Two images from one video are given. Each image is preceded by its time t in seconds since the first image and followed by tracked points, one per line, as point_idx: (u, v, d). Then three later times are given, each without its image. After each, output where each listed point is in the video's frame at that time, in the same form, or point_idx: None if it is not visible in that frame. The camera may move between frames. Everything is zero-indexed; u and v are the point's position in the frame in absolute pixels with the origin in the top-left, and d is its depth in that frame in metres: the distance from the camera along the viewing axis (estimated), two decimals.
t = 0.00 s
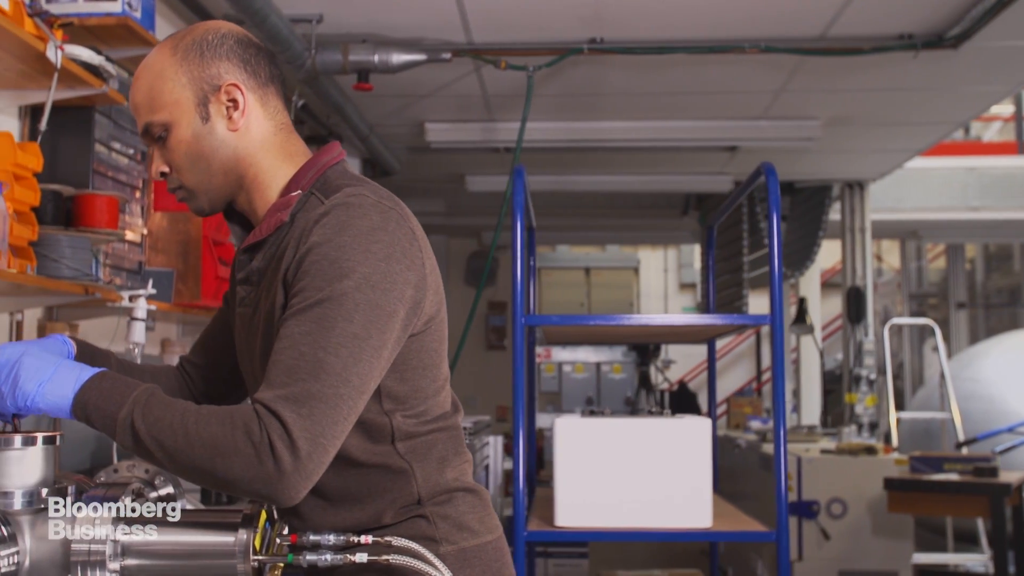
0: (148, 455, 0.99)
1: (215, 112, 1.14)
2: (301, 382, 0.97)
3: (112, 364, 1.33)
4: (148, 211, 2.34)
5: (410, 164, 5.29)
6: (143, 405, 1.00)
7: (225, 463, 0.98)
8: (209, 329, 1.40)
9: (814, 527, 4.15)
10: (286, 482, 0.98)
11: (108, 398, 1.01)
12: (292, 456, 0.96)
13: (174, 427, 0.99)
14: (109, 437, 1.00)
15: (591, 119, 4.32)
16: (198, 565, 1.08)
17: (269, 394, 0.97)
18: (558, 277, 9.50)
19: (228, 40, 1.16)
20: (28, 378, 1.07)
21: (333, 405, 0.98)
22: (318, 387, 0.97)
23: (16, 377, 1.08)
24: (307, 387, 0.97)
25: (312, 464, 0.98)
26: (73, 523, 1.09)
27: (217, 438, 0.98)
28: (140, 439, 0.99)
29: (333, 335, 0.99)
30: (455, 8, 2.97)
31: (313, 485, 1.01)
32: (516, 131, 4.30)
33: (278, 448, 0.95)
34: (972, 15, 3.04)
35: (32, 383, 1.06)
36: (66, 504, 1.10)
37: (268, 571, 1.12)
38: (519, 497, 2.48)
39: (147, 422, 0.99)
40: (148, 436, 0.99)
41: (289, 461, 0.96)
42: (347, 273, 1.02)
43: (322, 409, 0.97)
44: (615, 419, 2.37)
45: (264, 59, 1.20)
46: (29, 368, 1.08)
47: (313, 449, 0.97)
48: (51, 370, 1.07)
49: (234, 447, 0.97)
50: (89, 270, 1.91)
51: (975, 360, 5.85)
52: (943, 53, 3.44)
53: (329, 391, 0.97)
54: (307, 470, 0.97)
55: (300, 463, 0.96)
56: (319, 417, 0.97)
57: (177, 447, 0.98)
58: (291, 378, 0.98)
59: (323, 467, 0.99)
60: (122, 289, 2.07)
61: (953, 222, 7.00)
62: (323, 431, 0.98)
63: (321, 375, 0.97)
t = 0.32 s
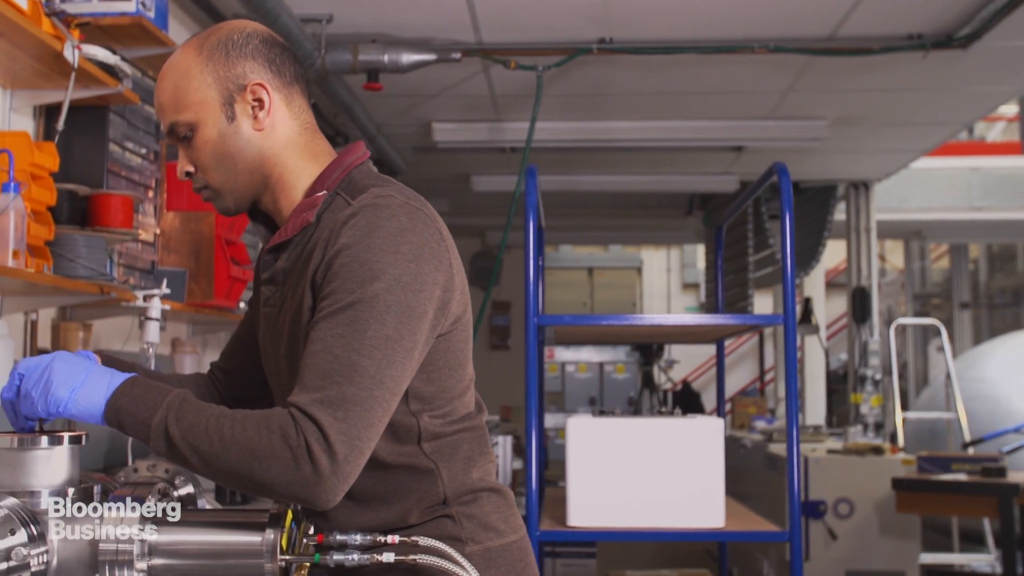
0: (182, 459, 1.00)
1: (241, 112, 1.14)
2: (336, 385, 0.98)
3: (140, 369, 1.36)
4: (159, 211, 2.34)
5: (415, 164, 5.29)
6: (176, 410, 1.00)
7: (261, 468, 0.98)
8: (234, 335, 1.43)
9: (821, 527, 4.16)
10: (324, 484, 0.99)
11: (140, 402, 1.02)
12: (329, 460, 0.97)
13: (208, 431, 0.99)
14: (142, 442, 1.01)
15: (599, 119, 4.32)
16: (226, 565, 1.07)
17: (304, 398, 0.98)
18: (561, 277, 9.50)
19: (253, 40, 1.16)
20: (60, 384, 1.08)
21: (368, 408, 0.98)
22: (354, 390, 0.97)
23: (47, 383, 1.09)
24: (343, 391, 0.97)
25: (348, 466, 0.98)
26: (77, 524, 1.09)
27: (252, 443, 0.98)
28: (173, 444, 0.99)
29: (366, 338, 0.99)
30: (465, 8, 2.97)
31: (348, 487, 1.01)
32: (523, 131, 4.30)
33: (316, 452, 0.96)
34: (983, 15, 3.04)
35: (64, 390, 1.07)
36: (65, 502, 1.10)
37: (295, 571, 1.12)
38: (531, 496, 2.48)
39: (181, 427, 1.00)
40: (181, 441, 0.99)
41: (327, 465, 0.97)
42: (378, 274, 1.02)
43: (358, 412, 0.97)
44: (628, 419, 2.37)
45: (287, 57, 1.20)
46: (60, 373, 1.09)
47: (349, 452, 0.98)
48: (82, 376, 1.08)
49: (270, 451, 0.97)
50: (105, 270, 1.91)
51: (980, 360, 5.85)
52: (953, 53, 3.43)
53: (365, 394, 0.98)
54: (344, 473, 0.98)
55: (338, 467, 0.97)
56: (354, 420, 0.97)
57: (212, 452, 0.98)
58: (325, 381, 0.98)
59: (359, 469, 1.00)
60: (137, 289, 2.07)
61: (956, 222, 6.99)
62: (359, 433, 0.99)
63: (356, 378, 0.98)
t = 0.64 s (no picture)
0: (206, 447, 0.99)
1: (267, 110, 1.17)
2: (360, 383, 0.97)
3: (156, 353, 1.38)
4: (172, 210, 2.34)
5: (422, 164, 5.29)
6: (203, 396, 1.00)
7: (285, 461, 0.98)
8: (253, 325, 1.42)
9: (828, 527, 4.15)
10: (345, 482, 0.98)
11: (169, 388, 1.02)
12: (352, 458, 0.96)
13: (234, 420, 0.99)
14: (168, 426, 1.01)
15: (606, 119, 4.32)
16: (252, 564, 1.07)
17: (328, 394, 0.97)
18: (564, 277, 9.51)
19: (279, 39, 1.18)
20: (88, 367, 1.09)
21: (391, 407, 0.98)
22: (378, 389, 0.97)
23: (75, 368, 1.10)
24: (367, 388, 0.97)
25: (371, 464, 0.98)
26: (76, 524, 1.08)
27: (277, 435, 0.97)
28: (199, 431, 0.99)
29: (391, 336, 0.99)
30: (476, 7, 2.97)
31: (371, 486, 1.01)
32: (530, 131, 4.30)
33: (339, 449, 0.95)
34: (994, 15, 3.04)
35: (92, 372, 1.08)
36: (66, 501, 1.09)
37: (321, 571, 1.12)
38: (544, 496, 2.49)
39: (207, 414, 1.00)
40: (207, 428, 0.99)
41: (349, 462, 0.96)
42: (405, 274, 1.02)
43: (382, 411, 0.97)
44: (641, 419, 2.37)
45: (314, 58, 1.22)
46: (89, 358, 1.10)
47: (372, 451, 0.97)
48: (111, 359, 1.09)
49: (295, 445, 0.97)
50: (120, 269, 1.90)
51: (986, 360, 5.85)
52: (962, 53, 3.43)
53: (389, 393, 0.97)
54: (366, 471, 0.97)
55: (360, 465, 0.96)
56: (378, 419, 0.97)
57: (237, 442, 0.98)
58: (350, 378, 0.97)
59: (381, 468, 0.99)
60: (152, 288, 2.07)
61: (961, 222, 7.00)
62: (382, 432, 0.98)
63: (381, 377, 0.98)
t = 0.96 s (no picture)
0: (228, 441, 0.98)
1: (293, 109, 1.18)
2: (384, 381, 0.96)
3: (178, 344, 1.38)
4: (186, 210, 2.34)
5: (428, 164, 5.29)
6: (225, 390, 1.00)
7: (307, 457, 0.97)
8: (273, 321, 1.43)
9: (835, 527, 4.16)
10: (367, 480, 0.96)
11: (192, 381, 1.02)
12: (374, 455, 0.95)
13: (256, 415, 0.98)
14: (190, 419, 1.00)
15: (613, 119, 4.32)
16: (279, 564, 1.08)
17: (351, 391, 0.96)
18: (567, 277, 9.50)
19: (305, 38, 1.19)
20: (114, 352, 1.08)
21: (414, 405, 0.97)
22: (401, 387, 0.96)
23: (100, 354, 1.10)
24: (390, 386, 0.96)
25: (393, 463, 0.96)
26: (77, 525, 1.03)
27: (299, 431, 0.96)
28: (221, 425, 0.98)
29: (415, 334, 0.98)
30: (486, 7, 2.97)
31: (392, 485, 0.99)
32: (537, 131, 4.30)
33: (361, 447, 0.94)
34: (1005, 15, 3.04)
35: (116, 360, 1.07)
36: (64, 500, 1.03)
37: (349, 571, 1.12)
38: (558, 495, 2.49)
39: (229, 408, 0.99)
40: (230, 422, 0.98)
41: (371, 459, 0.95)
42: (430, 272, 1.02)
43: (404, 409, 0.96)
44: (654, 419, 2.37)
45: (339, 58, 1.23)
46: (115, 343, 1.10)
47: (394, 449, 0.96)
48: (139, 345, 1.09)
49: (317, 441, 0.96)
50: (135, 269, 1.90)
51: (990, 360, 5.85)
52: (972, 53, 3.43)
53: (411, 390, 0.96)
54: (388, 469, 0.96)
55: (382, 463, 0.95)
56: (401, 417, 0.96)
57: (258, 437, 0.97)
58: (373, 376, 0.96)
59: (402, 467, 0.98)
60: (167, 288, 2.07)
61: (965, 223, 6.99)
62: (404, 430, 0.97)
63: (404, 374, 0.97)
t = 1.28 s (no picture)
0: (263, 451, 0.99)
1: (318, 109, 1.18)
2: (421, 382, 0.96)
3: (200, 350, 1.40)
4: (198, 210, 2.34)
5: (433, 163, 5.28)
6: (258, 401, 1.00)
7: (346, 462, 0.97)
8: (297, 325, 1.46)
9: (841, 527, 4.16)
10: (407, 483, 0.97)
11: (223, 392, 1.02)
12: (414, 458, 0.95)
13: (292, 423, 0.98)
14: (223, 431, 1.00)
15: (621, 118, 4.31)
16: (305, 564, 1.08)
17: (388, 394, 0.96)
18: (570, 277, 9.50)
19: (329, 38, 1.19)
20: (139, 370, 1.06)
21: (451, 405, 0.97)
22: (437, 388, 0.96)
23: (125, 370, 1.08)
24: (427, 388, 0.96)
25: (432, 464, 0.97)
26: (77, 525, 1.00)
27: (337, 437, 0.97)
28: (256, 434, 0.98)
29: (449, 335, 0.98)
30: (496, 7, 2.97)
31: (430, 486, 1.00)
32: (544, 131, 4.29)
33: (402, 450, 0.94)
34: (1015, 15, 3.04)
35: (143, 378, 1.06)
36: (65, 501, 1.02)
37: (375, 571, 1.11)
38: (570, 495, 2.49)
39: (263, 418, 0.99)
40: (264, 432, 0.98)
41: (412, 462, 0.95)
42: (461, 273, 1.02)
43: (442, 410, 0.96)
44: (667, 419, 2.38)
45: (362, 57, 1.23)
46: (138, 359, 1.08)
47: (433, 450, 0.97)
48: (164, 359, 1.07)
49: (355, 446, 0.96)
50: (150, 268, 1.90)
51: (996, 360, 5.84)
52: (981, 53, 3.43)
53: (448, 391, 0.97)
54: (427, 471, 0.97)
55: (422, 465, 0.95)
56: (438, 418, 0.96)
57: (295, 444, 0.97)
58: (410, 378, 0.96)
59: (440, 468, 0.98)
60: (181, 288, 2.07)
61: (970, 223, 6.99)
62: (442, 431, 0.97)
63: (439, 375, 0.97)
